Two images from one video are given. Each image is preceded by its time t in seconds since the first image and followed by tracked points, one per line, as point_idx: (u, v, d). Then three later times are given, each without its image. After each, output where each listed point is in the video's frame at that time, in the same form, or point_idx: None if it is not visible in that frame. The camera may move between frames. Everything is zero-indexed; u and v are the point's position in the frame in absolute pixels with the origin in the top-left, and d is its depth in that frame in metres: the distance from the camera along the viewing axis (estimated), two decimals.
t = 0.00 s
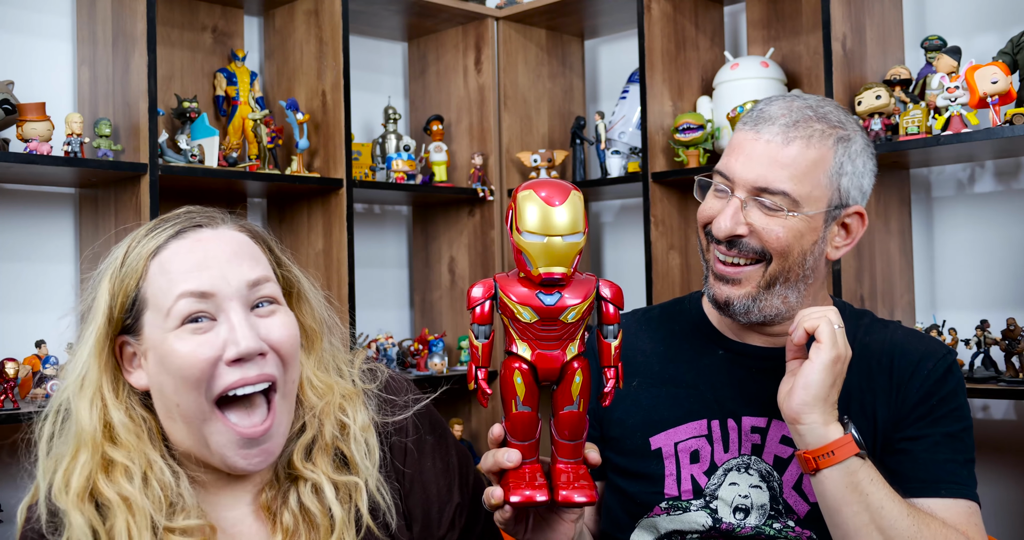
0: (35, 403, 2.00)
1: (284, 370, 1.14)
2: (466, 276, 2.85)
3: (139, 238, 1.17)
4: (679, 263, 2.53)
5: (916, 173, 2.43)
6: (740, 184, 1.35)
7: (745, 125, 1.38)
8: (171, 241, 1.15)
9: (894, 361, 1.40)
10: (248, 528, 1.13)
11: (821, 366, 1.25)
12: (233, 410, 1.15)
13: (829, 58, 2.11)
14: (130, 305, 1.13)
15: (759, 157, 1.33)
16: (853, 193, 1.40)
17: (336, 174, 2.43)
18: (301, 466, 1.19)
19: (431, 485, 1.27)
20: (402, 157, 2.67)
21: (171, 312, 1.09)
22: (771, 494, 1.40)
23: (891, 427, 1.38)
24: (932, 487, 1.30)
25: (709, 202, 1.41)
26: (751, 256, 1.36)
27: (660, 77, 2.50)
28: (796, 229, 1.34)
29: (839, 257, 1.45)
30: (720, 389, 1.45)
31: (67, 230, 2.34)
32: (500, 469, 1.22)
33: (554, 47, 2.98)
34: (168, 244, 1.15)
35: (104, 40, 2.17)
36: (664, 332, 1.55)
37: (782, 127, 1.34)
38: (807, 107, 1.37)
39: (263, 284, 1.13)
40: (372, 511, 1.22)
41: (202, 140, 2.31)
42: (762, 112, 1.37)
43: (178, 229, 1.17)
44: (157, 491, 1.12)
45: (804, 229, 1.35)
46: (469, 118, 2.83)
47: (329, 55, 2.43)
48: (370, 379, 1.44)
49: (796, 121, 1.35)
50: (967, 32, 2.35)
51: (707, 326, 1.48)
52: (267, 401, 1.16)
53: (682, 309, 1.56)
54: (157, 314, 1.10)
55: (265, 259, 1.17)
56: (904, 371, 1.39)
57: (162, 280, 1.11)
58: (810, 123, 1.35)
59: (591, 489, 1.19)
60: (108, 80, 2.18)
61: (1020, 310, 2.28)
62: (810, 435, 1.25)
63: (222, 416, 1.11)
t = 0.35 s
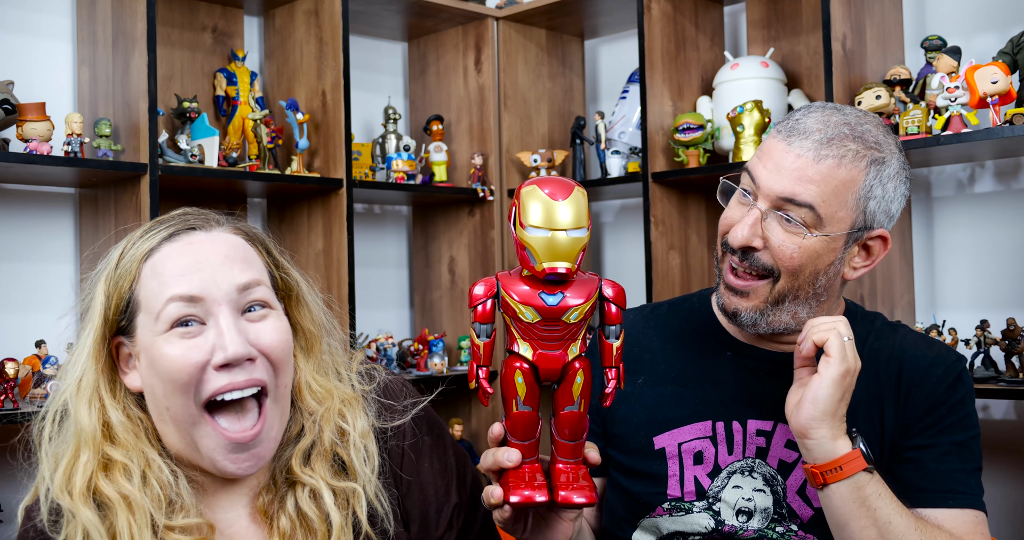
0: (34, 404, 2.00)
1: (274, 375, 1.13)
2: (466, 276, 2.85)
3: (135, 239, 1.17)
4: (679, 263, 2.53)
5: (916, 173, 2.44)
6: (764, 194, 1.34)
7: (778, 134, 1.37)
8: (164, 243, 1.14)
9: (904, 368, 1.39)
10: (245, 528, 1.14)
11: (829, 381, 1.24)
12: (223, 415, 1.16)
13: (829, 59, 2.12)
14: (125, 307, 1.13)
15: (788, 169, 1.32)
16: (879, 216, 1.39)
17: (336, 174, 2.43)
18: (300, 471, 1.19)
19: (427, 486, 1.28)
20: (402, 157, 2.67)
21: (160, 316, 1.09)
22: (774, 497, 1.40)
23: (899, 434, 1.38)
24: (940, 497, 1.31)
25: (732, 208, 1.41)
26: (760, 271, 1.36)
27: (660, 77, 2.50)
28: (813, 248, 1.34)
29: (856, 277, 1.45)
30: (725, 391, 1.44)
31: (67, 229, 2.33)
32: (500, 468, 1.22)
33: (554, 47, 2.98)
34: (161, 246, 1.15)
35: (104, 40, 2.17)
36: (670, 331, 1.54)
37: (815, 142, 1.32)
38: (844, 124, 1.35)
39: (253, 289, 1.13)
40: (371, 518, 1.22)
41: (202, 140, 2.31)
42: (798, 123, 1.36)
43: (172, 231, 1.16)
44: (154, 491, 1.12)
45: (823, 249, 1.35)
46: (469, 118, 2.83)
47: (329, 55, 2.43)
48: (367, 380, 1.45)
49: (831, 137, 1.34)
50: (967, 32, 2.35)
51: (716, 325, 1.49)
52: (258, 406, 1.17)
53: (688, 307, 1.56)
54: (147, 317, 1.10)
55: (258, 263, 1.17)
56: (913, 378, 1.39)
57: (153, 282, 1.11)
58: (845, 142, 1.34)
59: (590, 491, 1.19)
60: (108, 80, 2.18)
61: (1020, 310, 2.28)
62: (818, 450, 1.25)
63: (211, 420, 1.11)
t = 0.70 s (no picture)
0: (35, 403, 2.00)
1: (272, 378, 1.13)
2: (466, 276, 2.85)
3: (135, 241, 1.17)
4: (679, 263, 2.53)
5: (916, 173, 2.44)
6: (769, 196, 1.34)
7: (785, 135, 1.37)
8: (163, 245, 1.14)
9: (903, 367, 1.39)
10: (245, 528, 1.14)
11: (829, 382, 1.24)
12: (221, 418, 1.15)
13: (829, 58, 2.12)
14: (125, 308, 1.13)
15: (793, 171, 1.32)
16: (883, 219, 1.39)
17: (336, 174, 2.43)
18: (300, 475, 1.19)
19: (428, 489, 1.28)
20: (402, 157, 2.67)
21: (157, 319, 1.09)
22: (774, 497, 1.40)
23: (899, 434, 1.38)
24: (940, 497, 1.31)
25: (737, 209, 1.41)
26: (766, 272, 1.36)
27: (660, 77, 2.50)
28: (819, 249, 1.34)
29: (860, 279, 1.45)
30: (726, 391, 1.44)
31: (67, 229, 2.33)
32: (498, 468, 1.23)
33: (554, 47, 2.98)
34: (160, 247, 1.14)
35: (104, 40, 2.17)
36: (669, 331, 1.54)
37: (822, 144, 1.32)
38: (852, 126, 1.36)
39: (251, 293, 1.13)
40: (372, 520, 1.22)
41: (202, 140, 2.31)
42: (805, 125, 1.36)
43: (171, 232, 1.16)
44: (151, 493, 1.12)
45: (827, 250, 1.35)
46: (469, 118, 2.83)
47: (329, 54, 2.43)
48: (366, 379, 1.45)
49: (838, 139, 1.34)
50: (967, 33, 2.35)
51: (716, 325, 1.49)
52: (255, 409, 1.17)
53: (688, 306, 1.55)
54: (145, 319, 1.10)
55: (256, 265, 1.17)
56: (913, 377, 1.39)
57: (150, 285, 1.11)
58: (851, 144, 1.34)
59: (590, 488, 1.19)
60: (108, 80, 2.18)
61: (1020, 310, 2.28)
62: (818, 451, 1.25)
63: (209, 423, 1.11)
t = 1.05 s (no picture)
0: (35, 404, 1.99)
1: (284, 374, 1.13)
2: (466, 276, 2.85)
3: (140, 241, 1.15)
4: (679, 263, 2.53)
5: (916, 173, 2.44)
6: (767, 196, 1.34)
7: (781, 134, 1.37)
8: (172, 243, 1.13)
9: (902, 366, 1.39)
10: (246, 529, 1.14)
11: (829, 382, 1.24)
12: (232, 414, 1.12)
13: (829, 59, 2.12)
14: (130, 308, 1.12)
15: (789, 170, 1.32)
16: (881, 217, 1.39)
17: (336, 174, 2.43)
18: (300, 473, 1.19)
19: (428, 489, 1.28)
20: (402, 157, 2.67)
21: (171, 316, 1.08)
22: (774, 498, 1.40)
23: (898, 434, 1.38)
24: (940, 497, 1.31)
25: (734, 209, 1.41)
26: (767, 272, 1.36)
27: (660, 77, 2.50)
28: (818, 248, 1.34)
29: (859, 277, 1.45)
30: (725, 391, 1.44)
31: (67, 229, 2.34)
32: (490, 472, 1.22)
33: (554, 47, 2.98)
34: (169, 245, 1.13)
35: (104, 40, 2.17)
36: (669, 332, 1.54)
37: (818, 143, 1.32)
38: (848, 124, 1.36)
39: (264, 289, 1.12)
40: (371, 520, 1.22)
41: (202, 140, 2.31)
42: (801, 124, 1.36)
43: (179, 231, 1.15)
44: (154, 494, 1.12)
45: (826, 249, 1.35)
46: (469, 118, 2.83)
47: (330, 54, 2.42)
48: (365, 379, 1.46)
49: (834, 138, 1.34)
50: (967, 33, 2.35)
51: (714, 324, 1.48)
52: (265, 406, 1.14)
53: (687, 306, 1.55)
54: (157, 317, 1.09)
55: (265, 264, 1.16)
56: (912, 377, 1.39)
57: (164, 282, 1.10)
58: (848, 142, 1.34)
59: (582, 493, 1.19)
60: (108, 80, 2.18)
61: (1020, 310, 2.28)
62: (818, 451, 1.25)
63: (223, 419, 1.10)
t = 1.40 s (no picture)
0: (34, 404, 2.00)
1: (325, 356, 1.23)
2: (466, 276, 2.85)
3: (177, 239, 1.15)
4: (679, 263, 2.53)
5: (916, 173, 2.44)
6: (763, 195, 1.34)
7: (775, 134, 1.37)
8: (218, 238, 1.15)
9: (902, 366, 1.39)
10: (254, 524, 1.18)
11: (829, 383, 1.24)
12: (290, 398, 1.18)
13: (829, 58, 2.12)
14: (183, 304, 1.11)
15: (784, 169, 1.32)
16: (878, 213, 1.39)
17: (336, 174, 2.43)
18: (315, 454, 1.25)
19: (426, 482, 1.34)
20: (402, 157, 2.67)
21: (247, 307, 1.11)
22: (774, 499, 1.40)
23: (898, 434, 1.38)
24: (940, 497, 1.31)
25: (731, 209, 1.41)
26: (764, 270, 1.36)
27: (660, 77, 2.50)
28: (814, 246, 1.34)
29: (857, 274, 1.45)
30: (726, 392, 1.44)
31: (67, 230, 2.34)
32: (486, 477, 1.22)
33: (554, 47, 2.98)
34: (214, 241, 1.15)
35: (104, 40, 2.17)
36: (668, 333, 1.54)
37: (812, 141, 1.32)
38: (841, 122, 1.36)
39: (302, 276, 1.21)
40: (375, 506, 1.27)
41: (202, 140, 2.31)
42: (794, 123, 1.36)
43: (216, 227, 1.17)
44: (199, 512, 1.12)
45: (823, 246, 1.35)
46: (469, 118, 2.83)
47: (330, 55, 2.43)
48: (362, 378, 1.46)
49: (828, 136, 1.34)
50: (967, 33, 2.35)
51: (713, 325, 1.48)
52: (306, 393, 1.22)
53: (686, 307, 1.55)
54: (225, 309, 1.11)
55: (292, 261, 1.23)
56: (911, 377, 1.38)
57: (227, 275, 1.12)
58: (841, 140, 1.34)
59: (577, 499, 1.18)
60: (108, 80, 2.18)
61: (1020, 310, 2.28)
62: (818, 452, 1.25)
63: (286, 403, 1.15)
